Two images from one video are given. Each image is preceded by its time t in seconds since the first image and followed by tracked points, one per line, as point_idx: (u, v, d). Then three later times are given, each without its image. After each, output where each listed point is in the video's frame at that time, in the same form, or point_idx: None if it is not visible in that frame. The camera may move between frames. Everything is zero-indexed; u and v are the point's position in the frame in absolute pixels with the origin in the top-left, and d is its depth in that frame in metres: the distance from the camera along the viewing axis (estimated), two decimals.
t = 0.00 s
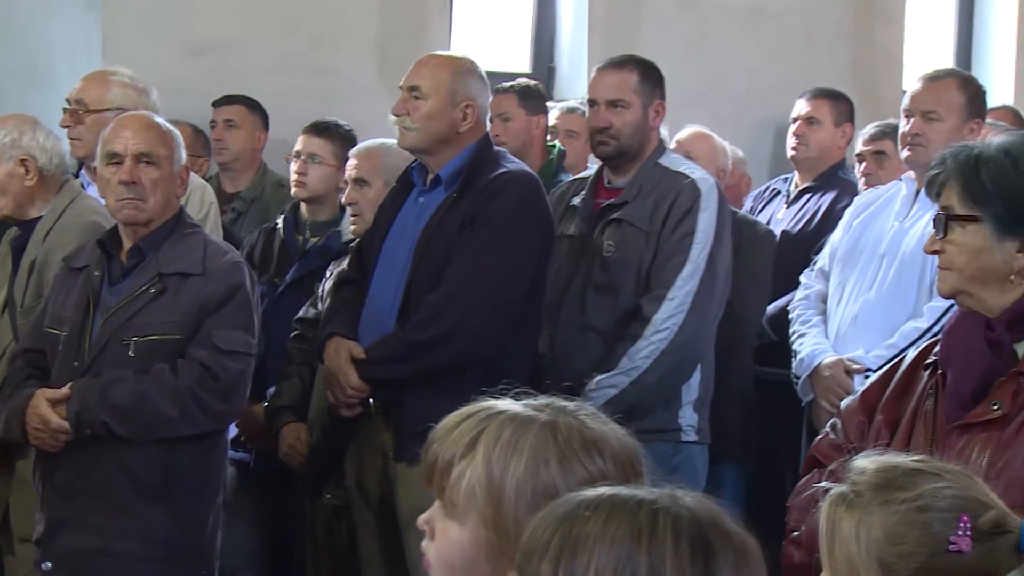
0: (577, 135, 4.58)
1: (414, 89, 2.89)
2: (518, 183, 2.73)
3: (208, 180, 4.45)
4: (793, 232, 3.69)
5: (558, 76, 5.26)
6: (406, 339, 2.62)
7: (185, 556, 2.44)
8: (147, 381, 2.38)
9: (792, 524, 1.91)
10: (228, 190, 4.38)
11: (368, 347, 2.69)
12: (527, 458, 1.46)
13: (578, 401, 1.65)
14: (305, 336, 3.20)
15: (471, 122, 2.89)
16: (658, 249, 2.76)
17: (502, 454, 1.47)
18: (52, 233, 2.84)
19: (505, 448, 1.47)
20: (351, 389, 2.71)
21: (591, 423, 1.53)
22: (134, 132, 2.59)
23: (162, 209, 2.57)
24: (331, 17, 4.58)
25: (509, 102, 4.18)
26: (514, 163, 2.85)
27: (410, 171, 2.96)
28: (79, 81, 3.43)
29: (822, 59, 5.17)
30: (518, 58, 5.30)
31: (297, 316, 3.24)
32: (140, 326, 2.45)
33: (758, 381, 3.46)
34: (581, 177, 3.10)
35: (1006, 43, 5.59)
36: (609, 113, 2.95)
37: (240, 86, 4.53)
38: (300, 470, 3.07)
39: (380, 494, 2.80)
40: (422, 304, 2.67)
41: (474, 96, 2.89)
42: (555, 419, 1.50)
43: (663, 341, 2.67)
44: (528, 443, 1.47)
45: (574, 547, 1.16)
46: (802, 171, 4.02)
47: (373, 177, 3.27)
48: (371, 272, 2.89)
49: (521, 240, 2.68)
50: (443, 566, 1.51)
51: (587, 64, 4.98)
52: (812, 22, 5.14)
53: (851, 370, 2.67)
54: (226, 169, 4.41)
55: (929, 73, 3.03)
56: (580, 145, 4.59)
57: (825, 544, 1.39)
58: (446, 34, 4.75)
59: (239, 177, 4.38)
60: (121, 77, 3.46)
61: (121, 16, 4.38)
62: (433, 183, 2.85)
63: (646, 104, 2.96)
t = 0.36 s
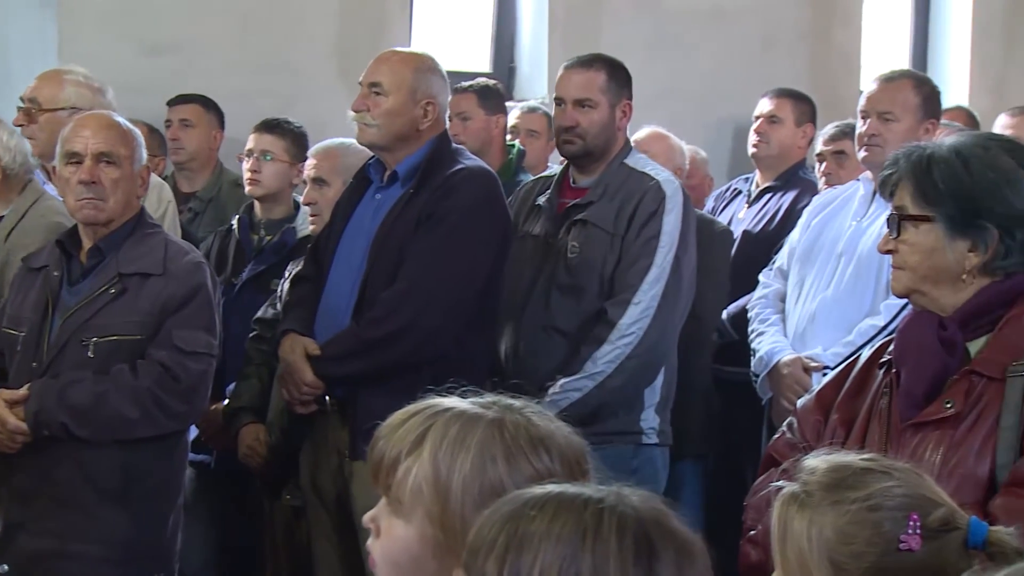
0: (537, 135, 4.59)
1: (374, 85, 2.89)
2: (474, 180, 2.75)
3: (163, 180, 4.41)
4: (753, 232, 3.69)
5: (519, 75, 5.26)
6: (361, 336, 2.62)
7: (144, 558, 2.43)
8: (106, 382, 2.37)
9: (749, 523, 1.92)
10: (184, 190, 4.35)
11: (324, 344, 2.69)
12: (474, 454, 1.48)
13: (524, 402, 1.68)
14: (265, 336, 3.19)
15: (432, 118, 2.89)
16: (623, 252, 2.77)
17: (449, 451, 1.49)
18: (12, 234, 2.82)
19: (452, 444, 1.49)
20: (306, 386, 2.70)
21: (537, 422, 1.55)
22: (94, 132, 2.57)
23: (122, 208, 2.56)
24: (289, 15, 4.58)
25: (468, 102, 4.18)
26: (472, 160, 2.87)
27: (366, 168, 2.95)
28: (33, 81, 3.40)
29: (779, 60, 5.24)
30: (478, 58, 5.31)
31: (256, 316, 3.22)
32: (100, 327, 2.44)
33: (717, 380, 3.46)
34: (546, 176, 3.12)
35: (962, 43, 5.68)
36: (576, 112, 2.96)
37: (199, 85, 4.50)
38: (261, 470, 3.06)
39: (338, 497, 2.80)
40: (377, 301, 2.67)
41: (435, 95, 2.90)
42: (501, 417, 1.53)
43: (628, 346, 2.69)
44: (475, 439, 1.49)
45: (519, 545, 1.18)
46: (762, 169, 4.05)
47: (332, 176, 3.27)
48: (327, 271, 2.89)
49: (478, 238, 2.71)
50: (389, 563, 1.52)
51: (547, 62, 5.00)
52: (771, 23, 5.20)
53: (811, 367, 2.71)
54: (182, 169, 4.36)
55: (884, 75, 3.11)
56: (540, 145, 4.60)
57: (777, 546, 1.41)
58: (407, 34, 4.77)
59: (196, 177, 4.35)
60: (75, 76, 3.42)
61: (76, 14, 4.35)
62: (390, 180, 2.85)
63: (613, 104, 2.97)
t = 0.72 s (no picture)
0: (501, 134, 4.60)
1: (337, 87, 2.88)
2: (437, 180, 2.76)
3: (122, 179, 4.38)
4: (715, 232, 3.68)
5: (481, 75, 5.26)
6: (328, 338, 2.62)
7: (104, 560, 2.43)
8: (66, 383, 2.35)
9: (710, 522, 1.93)
10: (144, 189, 4.33)
11: (292, 348, 2.69)
12: (429, 454, 1.49)
13: (478, 399, 1.68)
14: (226, 337, 3.17)
15: (395, 119, 2.89)
16: (593, 260, 2.71)
17: (404, 452, 1.49)
18: None
19: (407, 445, 1.50)
20: (275, 391, 2.71)
21: (491, 419, 1.56)
22: (53, 131, 2.55)
23: (83, 208, 2.54)
24: (250, 14, 4.56)
25: (430, 101, 4.18)
26: (435, 161, 2.87)
27: (330, 169, 2.94)
28: None
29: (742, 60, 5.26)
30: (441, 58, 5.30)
31: (217, 317, 3.21)
32: (60, 327, 2.42)
33: (679, 379, 3.48)
34: (527, 171, 3.01)
35: (922, 43, 5.74)
36: (557, 112, 2.90)
37: (160, 84, 4.48)
38: (223, 471, 3.04)
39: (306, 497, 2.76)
40: (344, 303, 2.67)
41: (398, 95, 2.90)
42: (455, 415, 1.53)
43: (596, 358, 2.64)
44: (430, 439, 1.50)
45: (467, 538, 1.18)
46: (724, 169, 4.04)
47: (295, 176, 3.26)
48: (292, 273, 2.88)
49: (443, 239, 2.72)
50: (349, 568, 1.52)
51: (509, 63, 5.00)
52: (734, 22, 5.23)
53: (771, 366, 2.75)
54: (141, 168, 4.35)
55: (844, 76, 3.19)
56: (503, 145, 4.60)
57: (729, 545, 1.42)
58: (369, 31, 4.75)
59: (155, 176, 4.34)
60: (31, 74, 3.40)
61: (32, 13, 4.34)
62: (353, 181, 2.85)
63: (596, 104, 2.92)
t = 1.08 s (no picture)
0: (468, 134, 4.59)
1: (302, 88, 2.86)
2: (406, 180, 2.75)
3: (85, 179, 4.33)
4: (679, 232, 3.69)
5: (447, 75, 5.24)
6: (301, 341, 2.61)
7: (67, 562, 2.42)
8: (27, 384, 2.35)
9: (675, 521, 1.94)
10: (109, 189, 4.27)
11: (264, 350, 2.68)
12: (400, 452, 1.55)
13: (448, 399, 1.74)
14: (190, 338, 3.17)
15: (360, 119, 2.88)
16: (567, 260, 2.69)
17: (375, 450, 1.55)
18: None
19: (378, 443, 1.56)
20: (248, 392, 2.68)
21: (462, 420, 1.62)
22: (8, 130, 2.54)
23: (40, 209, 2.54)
24: (214, 12, 4.54)
25: (394, 101, 4.18)
26: (402, 159, 2.86)
27: (295, 169, 2.93)
28: None
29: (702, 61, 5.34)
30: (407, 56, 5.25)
31: (180, 318, 3.21)
32: (21, 327, 2.43)
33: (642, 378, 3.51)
34: (501, 172, 2.99)
35: (883, 44, 5.81)
36: (527, 113, 2.90)
37: (124, 83, 4.44)
38: (189, 473, 3.02)
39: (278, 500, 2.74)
40: (316, 304, 2.65)
41: (363, 95, 2.89)
42: (427, 415, 1.59)
43: (567, 356, 2.61)
44: (401, 438, 1.55)
45: (432, 517, 1.17)
46: (690, 168, 4.03)
47: (266, 174, 3.25)
48: (259, 273, 2.86)
49: (411, 238, 2.71)
50: (315, 561, 1.58)
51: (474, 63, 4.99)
52: (697, 22, 5.30)
53: (736, 366, 2.77)
54: (104, 168, 4.30)
55: (808, 76, 3.22)
56: (470, 144, 4.60)
57: (690, 541, 1.44)
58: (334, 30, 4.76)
59: (119, 175, 4.29)
60: None
61: None
62: (320, 181, 2.83)
63: (567, 104, 2.91)
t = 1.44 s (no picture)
0: (436, 134, 4.57)
1: (271, 88, 2.85)
2: (377, 180, 2.73)
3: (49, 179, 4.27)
4: (646, 232, 3.70)
5: (414, 75, 5.22)
6: (271, 338, 2.59)
7: (26, 564, 2.43)
8: None
9: (642, 519, 1.94)
10: (72, 189, 4.20)
11: (231, 348, 2.64)
12: (356, 451, 1.54)
13: (408, 399, 1.73)
14: (156, 339, 3.12)
15: (329, 119, 2.86)
16: (538, 257, 2.69)
17: (332, 448, 1.55)
18: None
19: (335, 441, 1.55)
20: (213, 391, 2.65)
21: (422, 419, 1.61)
22: None
23: None
24: (179, 10, 4.49)
25: (361, 101, 4.14)
26: (371, 160, 2.84)
27: (264, 169, 2.90)
28: None
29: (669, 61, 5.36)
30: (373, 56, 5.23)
31: (146, 319, 3.17)
32: None
33: (608, 378, 3.52)
34: (468, 172, 2.98)
35: (847, 45, 5.86)
36: (495, 113, 2.89)
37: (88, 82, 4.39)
38: (155, 473, 2.99)
39: (244, 501, 2.70)
40: (285, 303, 2.63)
41: (333, 94, 2.87)
42: (385, 414, 1.59)
43: (538, 352, 2.61)
44: (358, 436, 1.55)
45: (412, 534, 1.16)
46: (654, 168, 4.05)
47: (234, 173, 3.22)
48: (226, 273, 2.83)
49: (380, 237, 2.69)
50: (270, 560, 1.57)
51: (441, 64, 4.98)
52: (664, 23, 5.32)
53: (703, 367, 2.78)
54: (69, 168, 4.23)
55: (773, 76, 3.24)
56: (438, 144, 4.59)
57: (661, 539, 1.43)
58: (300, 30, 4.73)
59: (83, 175, 4.22)
60: None
61: None
62: (289, 181, 2.81)
63: (534, 103, 2.91)
